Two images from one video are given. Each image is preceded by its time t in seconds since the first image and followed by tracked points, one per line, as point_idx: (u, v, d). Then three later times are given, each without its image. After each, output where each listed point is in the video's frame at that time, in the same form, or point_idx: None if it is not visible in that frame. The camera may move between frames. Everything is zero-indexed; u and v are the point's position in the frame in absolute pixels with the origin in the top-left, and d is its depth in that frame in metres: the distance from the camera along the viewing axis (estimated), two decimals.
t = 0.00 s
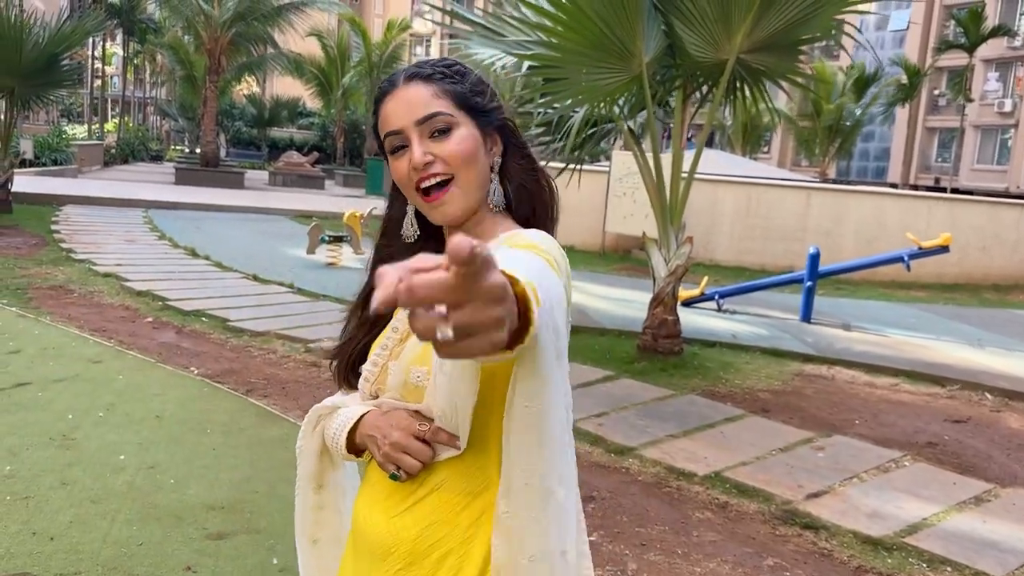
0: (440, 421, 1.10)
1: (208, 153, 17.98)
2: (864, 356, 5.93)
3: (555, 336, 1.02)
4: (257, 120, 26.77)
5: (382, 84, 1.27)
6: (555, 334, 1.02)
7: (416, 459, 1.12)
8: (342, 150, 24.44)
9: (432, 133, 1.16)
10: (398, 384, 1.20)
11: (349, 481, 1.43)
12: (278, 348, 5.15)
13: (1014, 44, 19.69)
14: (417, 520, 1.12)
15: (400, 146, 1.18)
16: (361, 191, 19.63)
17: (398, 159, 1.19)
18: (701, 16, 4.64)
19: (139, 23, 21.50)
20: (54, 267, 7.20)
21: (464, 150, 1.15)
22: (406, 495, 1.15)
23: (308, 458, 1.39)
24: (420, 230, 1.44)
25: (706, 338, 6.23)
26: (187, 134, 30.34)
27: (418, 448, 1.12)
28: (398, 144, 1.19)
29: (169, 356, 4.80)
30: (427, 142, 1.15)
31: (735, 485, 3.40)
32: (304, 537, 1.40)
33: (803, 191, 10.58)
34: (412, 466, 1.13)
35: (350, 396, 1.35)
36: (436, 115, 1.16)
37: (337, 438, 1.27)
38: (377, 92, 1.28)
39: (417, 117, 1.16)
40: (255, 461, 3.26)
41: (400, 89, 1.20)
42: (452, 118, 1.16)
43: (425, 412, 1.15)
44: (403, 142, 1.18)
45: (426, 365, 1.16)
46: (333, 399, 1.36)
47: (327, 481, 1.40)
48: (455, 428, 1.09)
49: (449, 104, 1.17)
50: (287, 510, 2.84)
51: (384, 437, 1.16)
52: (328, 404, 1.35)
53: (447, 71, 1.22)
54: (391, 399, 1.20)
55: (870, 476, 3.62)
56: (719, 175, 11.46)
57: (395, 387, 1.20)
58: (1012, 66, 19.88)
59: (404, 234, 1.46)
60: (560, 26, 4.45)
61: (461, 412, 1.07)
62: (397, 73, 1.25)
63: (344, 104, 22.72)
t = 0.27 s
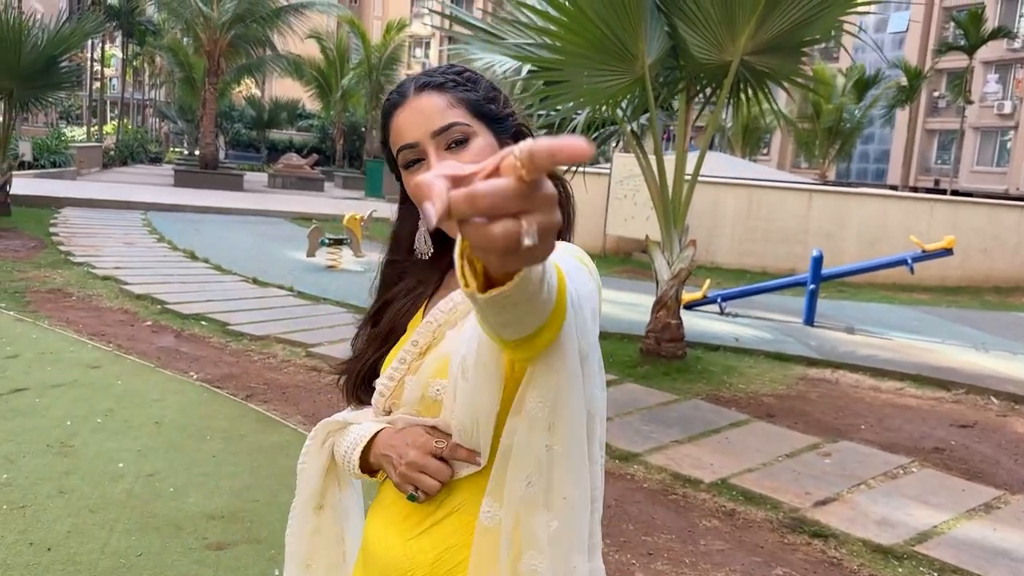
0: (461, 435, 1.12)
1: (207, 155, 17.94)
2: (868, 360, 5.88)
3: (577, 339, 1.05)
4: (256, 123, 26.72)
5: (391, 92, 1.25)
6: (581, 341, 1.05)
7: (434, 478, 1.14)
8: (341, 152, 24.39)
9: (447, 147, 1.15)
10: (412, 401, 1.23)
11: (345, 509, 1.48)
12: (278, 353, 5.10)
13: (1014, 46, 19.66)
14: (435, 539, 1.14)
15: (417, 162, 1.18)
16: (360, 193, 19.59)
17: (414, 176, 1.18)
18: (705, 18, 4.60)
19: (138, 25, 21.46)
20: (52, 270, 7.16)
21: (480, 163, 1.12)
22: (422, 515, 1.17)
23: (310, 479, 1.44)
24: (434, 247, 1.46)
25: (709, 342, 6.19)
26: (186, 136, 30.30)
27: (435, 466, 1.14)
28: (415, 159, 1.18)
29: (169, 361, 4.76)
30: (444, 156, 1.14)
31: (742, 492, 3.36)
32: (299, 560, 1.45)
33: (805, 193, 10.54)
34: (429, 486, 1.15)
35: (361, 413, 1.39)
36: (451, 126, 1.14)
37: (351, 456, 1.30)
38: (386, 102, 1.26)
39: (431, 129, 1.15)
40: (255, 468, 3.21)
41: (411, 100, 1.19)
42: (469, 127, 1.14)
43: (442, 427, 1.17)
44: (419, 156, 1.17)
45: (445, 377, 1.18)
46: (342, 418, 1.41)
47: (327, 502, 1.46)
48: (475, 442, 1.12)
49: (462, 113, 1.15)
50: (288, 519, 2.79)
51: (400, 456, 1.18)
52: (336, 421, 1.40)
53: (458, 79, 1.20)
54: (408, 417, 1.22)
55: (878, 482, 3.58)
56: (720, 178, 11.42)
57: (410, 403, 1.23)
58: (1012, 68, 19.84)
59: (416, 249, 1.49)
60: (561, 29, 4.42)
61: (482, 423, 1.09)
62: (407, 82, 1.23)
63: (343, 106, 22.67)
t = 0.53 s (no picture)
0: (486, 454, 1.11)
1: (203, 157, 17.87)
2: (870, 363, 5.85)
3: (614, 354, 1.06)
4: (251, 124, 26.63)
5: (415, 91, 1.32)
6: (615, 352, 1.05)
7: (457, 498, 1.14)
8: (337, 154, 24.31)
9: (473, 144, 1.19)
10: (430, 415, 1.22)
11: (348, 522, 1.49)
12: (276, 357, 5.06)
13: (1010, 48, 19.70)
14: (457, 560, 1.14)
15: (441, 160, 1.22)
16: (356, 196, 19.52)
17: (438, 173, 1.22)
18: (705, 19, 4.56)
19: (134, 27, 21.37)
20: (47, 273, 7.09)
21: (506, 158, 1.17)
22: (445, 536, 1.17)
23: (311, 493, 1.44)
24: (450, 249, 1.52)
25: (709, 345, 6.15)
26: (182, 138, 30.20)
27: (459, 485, 1.13)
28: (439, 158, 1.22)
29: (165, 365, 4.70)
30: (469, 154, 1.19)
31: (745, 498, 3.33)
32: None
33: (803, 196, 10.52)
34: (453, 506, 1.15)
35: (370, 426, 1.40)
36: (478, 125, 1.20)
37: (365, 473, 1.29)
38: (409, 103, 1.33)
39: (458, 127, 1.21)
40: (253, 475, 3.16)
41: (438, 98, 1.25)
42: (496, 125, 1.19)
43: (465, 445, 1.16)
44: (443, 155, 1.21)
45: (467, 392, 1.16)
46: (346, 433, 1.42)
47: (332, 517, 1.46)
48: (501, 461, 1.11)
49: (490, 111, 1.21)
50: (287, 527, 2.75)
51: (421, 476, 1.17)
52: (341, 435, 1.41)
53: (484, 78, 1.28)
54: (426, 432, 1.22)
55: (882, 488, 3.54)
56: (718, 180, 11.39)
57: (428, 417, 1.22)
58: (1008, 70, 19.86)
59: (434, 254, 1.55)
60: (560, 30, 4.39)
61: (509, 443, 1.09)
62: (432, 80, 1.30)
63: (340, 108, 22.60)
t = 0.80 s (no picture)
0: (504, 477, 1.12)
1: (196, 159, 17.81)
2: (866, 366, 5.85)
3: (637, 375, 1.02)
4: (245, 126, 26.56)
5: (431, 87, 1.32)
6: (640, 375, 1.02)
7: (473, 520, 1.14)
8: (331, 156, 24.26)
9: (491, 144, 1.20)
10: (441, 433, 1.22)
11: (346, 540, 1.48)
12: (270, 360, 5.02)
13: (1002, 51, 19.78)
14: None
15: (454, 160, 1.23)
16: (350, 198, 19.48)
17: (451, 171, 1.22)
18: (701, 21, 4.54)
19: (127, 29, 21.30)
20: (39, 276, 7.03)
21: (521, 161, 1.18)
22: (460, 558, 1.18)
23: (309, 516, 1.44)
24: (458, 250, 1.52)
25: (706, 348, 6.13)
26: (175, 140, 30.11)
27: (475, 507, 1.14)
28: (453, 155, 1.23)
29: (158, 369, 4.66)
30: (485, 155, 1.20)
31: (744, 502, 3.31)
32: None
33: (798, 198, 10.52)
34: (468, 528, 1.15)
35: (369, 442, 1.39)
36: (496, 126, 1.21)
37: (371, 492, 1.29)
38: (424, 97, 1.33)
39: (476, 126, 1.22)
40: (248, 481, 3.13)
41: (456, 94, 1.26)
42: (513, 128, 1.21)
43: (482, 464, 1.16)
44: (457, 154, 1.22)
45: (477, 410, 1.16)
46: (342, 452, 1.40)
47: (332, 537, 1.46)
48: (519, 483, 1.12)
49: (507, 112, 1.23)
50: (282, 534, 2.72)
51: (435, 498, 1.17)
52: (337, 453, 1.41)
53: (505, 77, 1.28)
54: (440, 451, 1.23)
55: (881, 492, 3.53)
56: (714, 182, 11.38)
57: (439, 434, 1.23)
58: (1000, 72, 19.94)
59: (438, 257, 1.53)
60: (557, 32, 4.37)
61: (526, 467, 1.09)
62: (451, 76, 1.31)
63: (333, 109, 22.56)
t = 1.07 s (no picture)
0: (504, 490, 1.11)
1: (188, 160, 17.74)
2: (860, 368, 5.85)
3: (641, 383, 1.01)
4: (237, 127, 26.48)
5: (423, 88, 1.30)
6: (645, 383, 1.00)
7: (473, 532, 1.14)
8: (324, 157, 24.20)
9: (488, 146, 1.20)
10: (437, 441, 1.21)
11: (349, 551, 1.47)
12: (263, 363, 4.99)
13: (992, 53, 19.89)
14: None
15: (451, 162, 1.21)
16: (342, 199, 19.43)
17: (447, 173, 1.21)
18: (694, 23, 4.54)
19: (118, 30, 21.22)
20: (29, 278, 6.98)
21: (520, 163, 1.18)
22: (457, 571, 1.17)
23: (310, 531, 1.42)
24: (456, 257, 1.50)
25: (699, 349, 6.13)
26: (167, 141, 30.00)
27: (474, 518, 1.13)
28: (450, 157, 1.21)
29: (149, 372, 4.63)
30: (482, 156, 1.19)
31: (739, 505, 3.30)
32: None
33: (790, 200, 10.54)
34: (468, 539, 1.15)
35: (367, 452, 1.38)
36: (493, 127, 1.20)
37: (370, 503, 1.28)
38: (417, 96, 1.32)
39: (473, 126, 1.20)
40: (240, 486, 3.10)
41: (451, 93, 1.25)
42: (511, 128, 1.20)
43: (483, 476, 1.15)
44: (455, 155, 1.21)
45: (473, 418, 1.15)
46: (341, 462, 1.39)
47: (334, 549, 1.44)
48: (520, 495, 1.11)
49: (503, 112, 1.22)
50: (275, 539, 2.69)
51: (435, 509, 1.16)
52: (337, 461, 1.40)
53: (499, 77, 1.27)
54: (438, 460, 1.22)
55: (876, 494, 3.53)
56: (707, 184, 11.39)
57: (434, 442, 1.22)
58: (990, 75, 20.04)
59: (433, 262, 1.52)
60: (552, 35, 4.37)
61: (527, 479, 1.08)
62: (446, 75, 1.29)
63: (326, 111, 22.51)
